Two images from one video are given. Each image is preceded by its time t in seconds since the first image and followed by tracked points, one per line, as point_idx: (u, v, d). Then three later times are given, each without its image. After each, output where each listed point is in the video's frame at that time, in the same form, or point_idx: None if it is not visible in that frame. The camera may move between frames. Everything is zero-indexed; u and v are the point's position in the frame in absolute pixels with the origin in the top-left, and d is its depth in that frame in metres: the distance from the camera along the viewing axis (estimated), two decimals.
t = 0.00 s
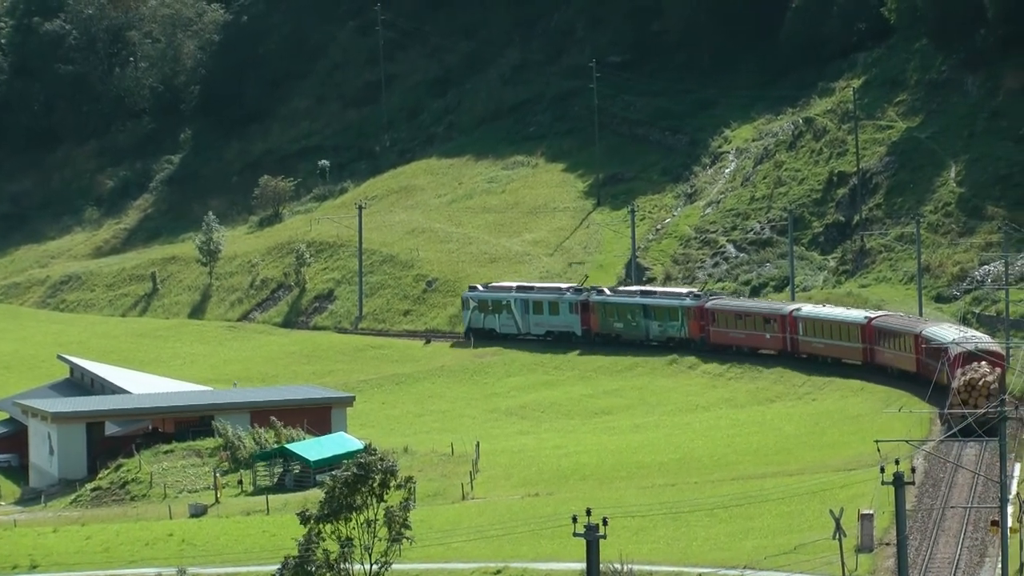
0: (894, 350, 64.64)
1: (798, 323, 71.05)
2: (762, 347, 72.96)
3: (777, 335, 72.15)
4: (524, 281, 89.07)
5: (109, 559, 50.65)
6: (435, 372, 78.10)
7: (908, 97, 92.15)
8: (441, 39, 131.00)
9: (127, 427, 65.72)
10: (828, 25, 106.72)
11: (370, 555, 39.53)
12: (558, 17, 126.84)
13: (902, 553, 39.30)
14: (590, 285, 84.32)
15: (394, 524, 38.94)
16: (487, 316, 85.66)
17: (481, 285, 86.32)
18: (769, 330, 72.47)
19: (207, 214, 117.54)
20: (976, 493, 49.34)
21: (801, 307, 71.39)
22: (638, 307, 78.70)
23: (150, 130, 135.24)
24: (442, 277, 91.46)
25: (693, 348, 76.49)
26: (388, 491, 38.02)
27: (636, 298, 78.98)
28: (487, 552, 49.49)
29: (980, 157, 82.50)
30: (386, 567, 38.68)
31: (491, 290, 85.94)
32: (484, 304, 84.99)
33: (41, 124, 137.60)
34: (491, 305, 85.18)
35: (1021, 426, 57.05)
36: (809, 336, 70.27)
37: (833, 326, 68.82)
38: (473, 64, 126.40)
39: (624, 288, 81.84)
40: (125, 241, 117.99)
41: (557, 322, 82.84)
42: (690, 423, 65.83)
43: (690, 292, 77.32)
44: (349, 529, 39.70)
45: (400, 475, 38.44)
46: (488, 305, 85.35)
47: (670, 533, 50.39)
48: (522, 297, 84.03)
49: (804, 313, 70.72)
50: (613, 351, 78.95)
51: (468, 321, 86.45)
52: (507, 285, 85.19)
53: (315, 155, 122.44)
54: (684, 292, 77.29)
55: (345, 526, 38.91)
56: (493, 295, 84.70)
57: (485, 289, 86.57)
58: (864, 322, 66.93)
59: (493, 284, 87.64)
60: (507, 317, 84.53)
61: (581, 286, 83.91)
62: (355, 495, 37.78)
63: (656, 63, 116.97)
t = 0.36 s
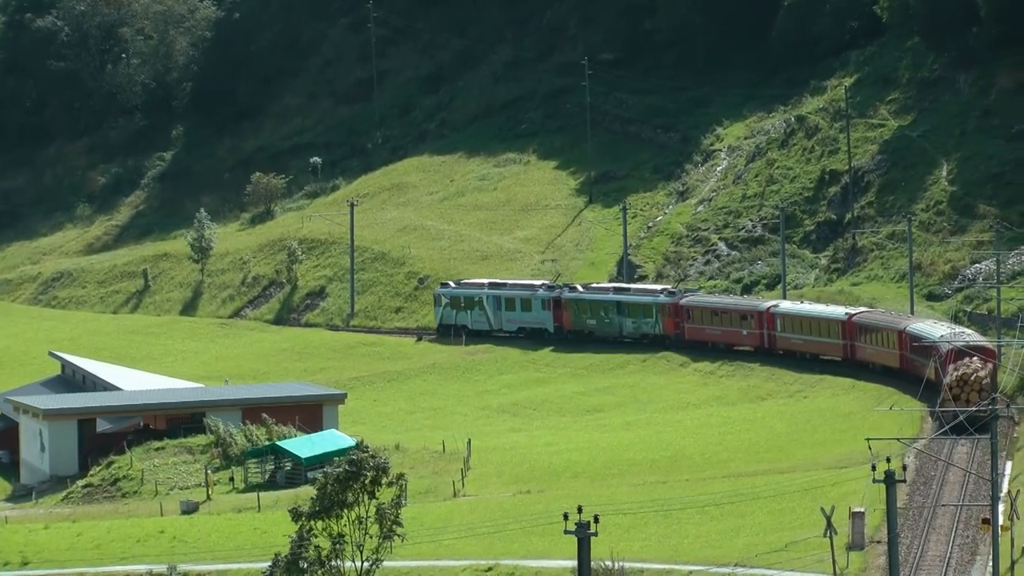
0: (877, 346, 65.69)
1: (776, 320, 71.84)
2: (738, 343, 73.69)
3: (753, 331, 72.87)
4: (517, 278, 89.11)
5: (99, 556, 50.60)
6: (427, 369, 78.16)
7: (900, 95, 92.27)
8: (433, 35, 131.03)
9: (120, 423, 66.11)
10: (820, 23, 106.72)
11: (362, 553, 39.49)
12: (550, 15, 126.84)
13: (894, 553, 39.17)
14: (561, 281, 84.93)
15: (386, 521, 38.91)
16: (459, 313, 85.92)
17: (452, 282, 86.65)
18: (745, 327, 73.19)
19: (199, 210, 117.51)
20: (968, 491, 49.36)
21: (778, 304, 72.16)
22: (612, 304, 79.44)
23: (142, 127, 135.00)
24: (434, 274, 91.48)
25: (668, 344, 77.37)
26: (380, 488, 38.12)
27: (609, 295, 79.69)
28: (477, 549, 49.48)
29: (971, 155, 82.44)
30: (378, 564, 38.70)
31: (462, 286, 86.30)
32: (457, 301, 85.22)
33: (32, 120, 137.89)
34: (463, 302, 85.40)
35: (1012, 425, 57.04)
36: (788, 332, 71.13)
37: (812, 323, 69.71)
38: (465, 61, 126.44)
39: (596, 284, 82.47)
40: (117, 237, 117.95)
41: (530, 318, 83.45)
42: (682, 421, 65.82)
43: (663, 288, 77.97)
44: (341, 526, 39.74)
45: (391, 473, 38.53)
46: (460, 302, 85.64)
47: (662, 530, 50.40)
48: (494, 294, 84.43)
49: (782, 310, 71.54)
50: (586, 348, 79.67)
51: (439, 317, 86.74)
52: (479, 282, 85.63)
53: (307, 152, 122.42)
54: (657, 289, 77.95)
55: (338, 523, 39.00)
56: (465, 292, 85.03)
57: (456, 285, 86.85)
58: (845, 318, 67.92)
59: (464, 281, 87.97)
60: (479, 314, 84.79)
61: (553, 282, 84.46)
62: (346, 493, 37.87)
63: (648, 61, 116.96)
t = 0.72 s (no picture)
0: (858, 341, 65.99)
1: (753, 316, 72.28)
2: (715, 339, 74.24)
3: (729, 327, 73.43)
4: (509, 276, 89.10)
5: (91, 555, 50.59)
6: (419, 368, 78.17)
7: (891, 93, 92.33)
8: (424, 34, 131.12)
9: (111, 423, 66.06)
10: (811, 21, 106.69)
11: (354, 551, 39.42)
12: (541, 13, 126.82)
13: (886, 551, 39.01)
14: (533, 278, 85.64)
15: (377, 519, 38.80)
16: (431, 309, 86.72)
17: (425, 279, 87.54)
18: (722, 323, 73.80)
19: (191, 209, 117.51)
20: (960, 488, 49.34)
21: (755, 301, 72.64)
22: (584, 301, 80.21)
23: (133, 125, 134.54)
24: (425, 272, 91.47)
25: (642, 341, 78.10)
26: (371, 486, 38.19)
27: (582, 292, 80.44)
28: (469, 547, 49.42)
29: (963, 153, 82.42)
30: (370, 562, 38.66)
31: (434, 284, 87.22)
32: (429, 298, 86.08)
33: (24, 118, 137.23)
34: (436, 299, 86.25)
35: (1005, 422, 56.93)
36: (766, 328, 71.49)
37: (791, 318, 70.09)
38: (457, 60, 126.54)
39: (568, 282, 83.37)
40: (109, 236, 117.94)
41: (502, 316, 84.16)
42: (673, 419, 65.78)
43: (637, 286, 78.93)
44: (333, 524, 39.73)
45: (382, 471, 38.57)
46: (433, 300, 86.40)
47: (654, 528, 50.39)
48: (466, 292, 85.22)
49: (759, 306, 71.98)
50: (559, 344, 80.35)
51: (412, 315, 87.66)
52: (450, 280, 86.57)
53: (299, 151, 122.44)
54: (631, 286, 78.83)
55: (329, 522, 39.04)
56: (438, 289, 85.88)
57: (429, 283, 87.75)
58: (825, 314, 68.23)
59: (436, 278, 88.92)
60: (452, 311, 85.62)
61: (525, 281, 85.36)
62: (337, 491, 37.95)
63: (640, 59, 116.89)
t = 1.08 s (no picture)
0: (843, 336, 66.90)
1: (734, 312, 73.28)
2: (694, 335, 75.25)
3: (710, 323, 74.38)
4: (505, 272, 89.13)
5: (87, 551, 50.56)
6: (415, 364, 78.20)
7: (887, 91, 92.32)
8: (420, 30, 131.20)
9: (107, 418, 65.77)
10: (807, 17, 106.59)
11: (349, 547, 39.36)
12: (537, 9, 126.75)
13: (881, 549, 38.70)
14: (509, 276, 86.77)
15: (372, 515, 38.67)
16: (407, 305, 87.63)
17: (401, 276, 88.35)
18: (702, 319, 74.73)
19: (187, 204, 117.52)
20: (955, 486, 49.35)
21: (735, 297, 73.64)
22: (561, 297, 81.04)
23: (129, 121, 134.32)
24: (422, 269, 91.55)
25: (621, 336, 79.04)
26: (366, 482, 38.21)
27: (558, 289, 81.34)
28: (464, 544, 49.37)
29: (959, 150, 82.33)
30: (366, 558, 38.60)
31: (410, 280, 87.99)
32: (405, 294, 87.12)
33: (20, 115, 137.66)
34: (412, 295, 87.26)
35: (1000, 420, 56.85)
36: (746, 324, 72.51)
37: (772, 314, 71.03)
38: (453, 56, 126.58)
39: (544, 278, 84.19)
40: (105, 231, 117.89)
41: (477, 312, 85.19)
42: (669, 416, 65.77)
43: (615, 282, 79.81)
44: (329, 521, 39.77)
45: (378, 467, 38.59)
46: (409, 296, 87.30)
47: (649, 525, 50.40)
48: (442, 288, 86.10)
49: (739, 301, 72.99)
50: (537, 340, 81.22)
51: (388, 310, 88.58)
52: (426, 277, 87.35)
53: (295, 146, 122.50)
54: (608, 282, 79.76)
55: (324, 518, 39.06)
56: (414, 286, 86.76)
57: (405, 279, 88.73)
58: (808, 310, 69.10)
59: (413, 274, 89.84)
60: (427, 307, 86.41)
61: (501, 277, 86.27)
62: (332, 487, 38.00)
63: (636, 55, 116.81)
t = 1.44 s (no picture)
0: (833, 328, 67.35)
1: (720, 304, 73.47)
2: (679, 327, 75.52)
3: (695, 315, 74.65)
4: (506, 265, 89.19)
5: (88, 544, 50.60)
6: (417, 357, 78.24)
7: (888, 84, 92.35)
8: (422, 24, 131.33)
9: (110, 410, 66.03)
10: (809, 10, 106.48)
11: (351, 540, 39.40)
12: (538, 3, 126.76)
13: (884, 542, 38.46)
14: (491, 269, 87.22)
15: (374, 508, 38.66)
16: (388, 299, 88.24)
17: (383, 269, 88.82)
18: (688, 310, 74.97)
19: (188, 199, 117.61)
20: (957, 479, 49.31)
21: (721, 289, 73.80)
22: (544, 289, 81.60)
23: (130, 115, 134.96)
24: (423, 262, 91.68)
25: (604, 329, 79.40)
26: (368, 475, 38.34)
27: (541, 281, 81.88)
28: (465, 535, 49.34)
29: (960, 143, 82.22)
30: (368, 552, 38.66)
31: (392, 273, 88.48)
32: (387, 287, 87.71)
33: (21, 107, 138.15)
34: (394, 288, 87.76)
35: (1002, 412, 56.88)
36: (733, 316, 72.71)
37: (759, 306, 71.24)
38: (454, 50, 126.64)
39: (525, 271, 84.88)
40: (106, 225, 117.87)
41: (458, 305, 85.67)
42: (670, 409, 65.79)
43: (598, 274, 80.30)
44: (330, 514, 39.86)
45: (380, 460, 38.70)
46: (390, 288, 87.84)
47: (651, 518, 50.38)
48: (424, 281, 86.83)
49: (725, 293, 73.21)
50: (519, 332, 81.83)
51: (370, 303, 89.06)
52: (408, 269, 87.93)
53: (296, 141, 122.65)
54: (592, 274, 80.22)
55: (326, 510, 39.15)
56: (397, 278, 87.26)
57: (387, 272, 89.13)
58: (797, 302, 69.52)
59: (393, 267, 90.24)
60: (409, 301, 87.15)
61: (482, 269, 86.80)
62: (334, 480, 38.09)
63: (637, 48, 116.75)
